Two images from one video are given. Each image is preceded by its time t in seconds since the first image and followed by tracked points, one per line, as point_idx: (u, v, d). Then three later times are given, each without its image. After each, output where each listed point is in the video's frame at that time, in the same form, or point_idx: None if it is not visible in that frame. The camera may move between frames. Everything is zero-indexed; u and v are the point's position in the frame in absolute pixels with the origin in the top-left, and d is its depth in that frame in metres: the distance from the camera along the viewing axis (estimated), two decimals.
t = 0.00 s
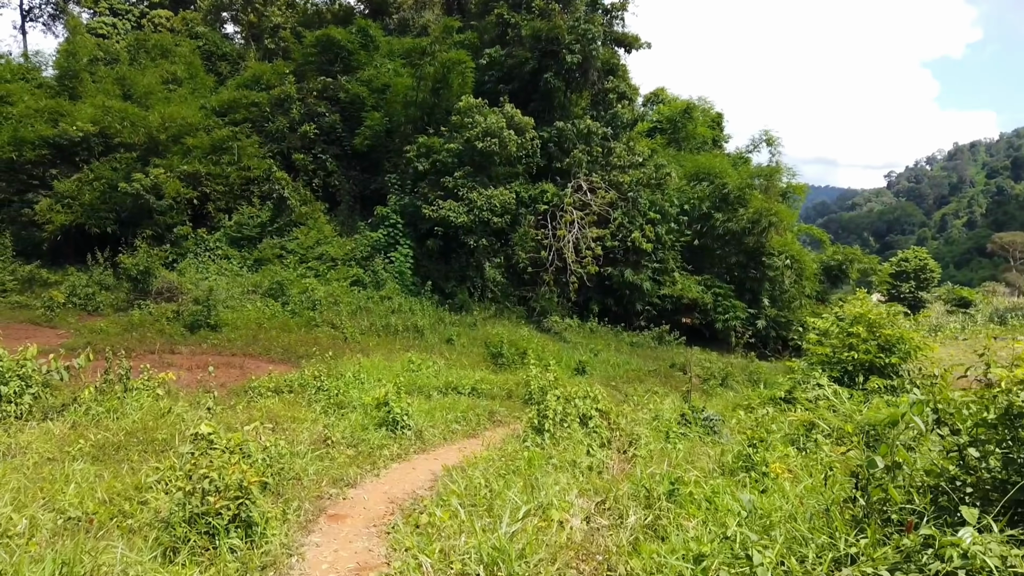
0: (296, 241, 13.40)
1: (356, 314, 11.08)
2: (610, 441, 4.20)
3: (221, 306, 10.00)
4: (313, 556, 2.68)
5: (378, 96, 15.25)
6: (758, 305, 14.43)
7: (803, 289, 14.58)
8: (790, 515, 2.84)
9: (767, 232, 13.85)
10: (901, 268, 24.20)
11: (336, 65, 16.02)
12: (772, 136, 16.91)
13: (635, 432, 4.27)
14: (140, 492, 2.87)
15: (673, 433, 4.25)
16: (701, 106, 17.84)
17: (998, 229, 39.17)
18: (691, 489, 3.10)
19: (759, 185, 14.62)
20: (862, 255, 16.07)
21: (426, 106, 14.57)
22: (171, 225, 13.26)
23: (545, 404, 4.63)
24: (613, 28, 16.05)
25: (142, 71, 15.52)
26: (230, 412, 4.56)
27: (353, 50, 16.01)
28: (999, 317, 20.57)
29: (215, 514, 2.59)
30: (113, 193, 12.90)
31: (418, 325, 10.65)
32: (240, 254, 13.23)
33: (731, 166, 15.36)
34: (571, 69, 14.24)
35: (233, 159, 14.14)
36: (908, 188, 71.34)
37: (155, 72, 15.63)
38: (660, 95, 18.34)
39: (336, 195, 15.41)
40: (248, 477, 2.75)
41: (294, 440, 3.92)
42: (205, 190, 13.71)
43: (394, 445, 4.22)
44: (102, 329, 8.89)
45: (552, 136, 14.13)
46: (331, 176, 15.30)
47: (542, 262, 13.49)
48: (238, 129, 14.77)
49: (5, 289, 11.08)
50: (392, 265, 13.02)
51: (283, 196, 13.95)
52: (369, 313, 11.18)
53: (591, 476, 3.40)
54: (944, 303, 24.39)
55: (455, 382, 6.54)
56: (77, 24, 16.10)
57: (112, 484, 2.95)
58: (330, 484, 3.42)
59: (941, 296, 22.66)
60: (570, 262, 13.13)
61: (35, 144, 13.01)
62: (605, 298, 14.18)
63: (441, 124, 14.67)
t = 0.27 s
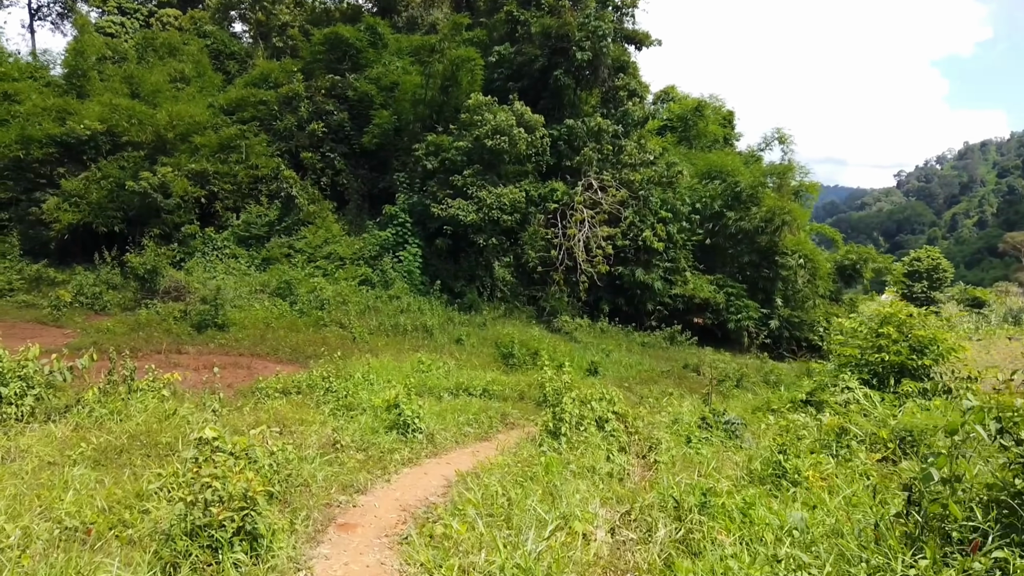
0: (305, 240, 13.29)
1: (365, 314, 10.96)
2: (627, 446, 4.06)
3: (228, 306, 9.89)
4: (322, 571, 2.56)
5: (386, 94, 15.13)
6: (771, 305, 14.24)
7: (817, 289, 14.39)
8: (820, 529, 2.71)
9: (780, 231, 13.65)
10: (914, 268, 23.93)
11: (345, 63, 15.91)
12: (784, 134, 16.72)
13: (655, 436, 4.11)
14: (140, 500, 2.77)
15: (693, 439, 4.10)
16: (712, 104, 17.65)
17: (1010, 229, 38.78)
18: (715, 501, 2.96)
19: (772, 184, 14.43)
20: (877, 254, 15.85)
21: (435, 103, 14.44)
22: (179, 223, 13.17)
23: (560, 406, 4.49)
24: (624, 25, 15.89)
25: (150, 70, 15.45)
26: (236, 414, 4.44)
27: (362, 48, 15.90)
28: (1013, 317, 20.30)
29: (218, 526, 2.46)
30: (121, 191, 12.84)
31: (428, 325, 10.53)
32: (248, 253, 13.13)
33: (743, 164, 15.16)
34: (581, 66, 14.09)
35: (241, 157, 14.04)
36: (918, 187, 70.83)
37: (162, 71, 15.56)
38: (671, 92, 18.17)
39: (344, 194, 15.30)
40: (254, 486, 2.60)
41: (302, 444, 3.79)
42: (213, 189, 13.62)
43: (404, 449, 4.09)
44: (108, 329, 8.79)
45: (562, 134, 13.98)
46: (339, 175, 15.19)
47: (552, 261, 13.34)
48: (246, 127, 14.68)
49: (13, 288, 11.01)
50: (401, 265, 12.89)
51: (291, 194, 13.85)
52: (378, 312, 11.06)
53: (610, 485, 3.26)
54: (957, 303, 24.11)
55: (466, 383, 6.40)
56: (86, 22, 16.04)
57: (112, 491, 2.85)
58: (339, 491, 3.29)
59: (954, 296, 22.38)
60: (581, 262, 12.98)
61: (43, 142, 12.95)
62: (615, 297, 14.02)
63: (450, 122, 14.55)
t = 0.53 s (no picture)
0: (312, 238, 13.18)
1: (373, 313, 10.82)
2: (647, 450, 3.94)
3: (235, 304, 9.79)
4: None
5: (395, 92, 15.00)
6: (783, 304, 14.06)
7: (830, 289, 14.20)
8: (854, 540, 2.59)
9: (793, 229, 13.46)
10: (925, 268, 23.66)
11: (352, 61, 15.79)
12: (796, 132, 16.52)
13: (677, 439, 3.98)
14: (144, 505, 2.70)
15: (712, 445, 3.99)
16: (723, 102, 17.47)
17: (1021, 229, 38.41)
18: (741, 510, 2.85)
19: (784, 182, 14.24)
20: (890, 254, 15.65)
21: (444, 101, 14.31)
22: (186, 222, 13.10)
23: (577, 407, 4.35)
24: (634, 21, 15.72)
25: (158, 67, 15.38)
26: (243, 414, 4.32)
27: (370, 45, 15.78)
28: None
29: (224, 536, 2.36)
30: (128, 189, 12.75)
31: (436, 324, 10.41)
32: (256, 252, 13.03)
33: (755, 162, 14.98)
34: (591, 63, 13.92)
35: (248, 155, 13.95)
36: (928, 187, 70.35)
37: (170, 68, 15.49)
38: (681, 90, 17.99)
39: (352, 192, 15.18)
40: (262, 493, 2.49)
41: (312, 446, 3.68)
42: (220, 187, 13.54)
43: (417, 451, 3.96)
44: (114, 327, 8.71)
45: (571, 132, 13.83)
46: (347, 173, 15.08)
47: (562, 260, 13.20)
48: (253, 125, 14.59)
49: (19, 286, 10.94)
50: (409, 263, 12.77)
51: (299, 192, 13.75)
52: (387, 311, 10.94)
53: (632, 492, 3.16)
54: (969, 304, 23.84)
55: (477, 383, 6.27)
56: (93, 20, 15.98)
57: (115, 495, 2.78)
58: (351, 495, 3.19)
59: (968, 295, 22.07)
60: (591, 260, 12.82)
61: (50, 140, 12.90)
62: (625, 296, 13.87)
63: (458, 120, 14.41)
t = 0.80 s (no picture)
0: (319, 238, 13.07)
1: (380, 313, 10.68)
2: (666, 458, 3.80)
3: (241, 304, 9.67)
4: None
5: (402, 90, 14.87)
6: (795, 305, 13.87)
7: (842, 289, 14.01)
8: (908, 563, 2.43)
9: (806, 229, 13.26)
10: (936, 268, 23.41)
11: (359, 59, 15.66)
12: (807, 130, 16.34)
13: (698, 446, 3.83)
14: (141, 517, 2.60)
15: (733, 453, 3.85)
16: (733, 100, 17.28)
17: None
18: (769, 526, 2.73)
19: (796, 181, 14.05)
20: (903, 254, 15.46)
21: (452, 99, 14.17)
22: (191, 221, 13.01)
23: (594, 412, 4.20)
24: (643, 19, 15.55)
25: (164, 65, 15.30)
26: (248, 419, 4.20)
27: (377, 43, 15.65)
28: None
29: (223, 557, 2.23)
30: (133, 188, 12.66)
31: (444, 325, 10.27)
32: (262, 251, 12.93)
33: (765, 161, 14.80)
34: (601, 61, 13.76)
35: (254, 154, 13.84)
36: (936, 186, 69.88)
37: (176, 66, 15.40)
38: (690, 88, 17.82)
39: (358, 191, 15.06)
40: (267, 510, 2.35)
41: (318, 453, 3.55)
42: (226, 186, 13.43)
43: (428, 458, 3.83)
44: (118, 327, 8.61)
45: (580, 130, 13.68)
46: (354, 172, 14.96)
47: (570, 260, 13.05)
48: (260, 124, 14.49)
49: (23, 285, 10.85)
50: (416, 263, 12.65)
51: (305, 191, 13.65)
52: (394, 311, 10.81)
53: (653, 506, 3.04)
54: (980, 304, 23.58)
55: (487, 386, 6.13)
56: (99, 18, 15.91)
57: (111, 506, 2.68)
58: (359, 506, 3.07)
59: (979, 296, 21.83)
60: (600, 260, 12.66)
61: (55, 138, 12.83)
62: (635, 297, 13.72)
63: (466, 118, 14.28)
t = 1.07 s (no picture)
0: (324, 236, 12.94)
1: (386, 312, 10.55)
2: (683, 462, 3.65)
3: (245, 302, 9.54)
4: None
5: (408, 87, 14.73)
6: (806, 304, 13.68)
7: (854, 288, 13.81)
8: None
9: (818, 226, 13.05)
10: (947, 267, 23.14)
11: (365, 56, 15.53)
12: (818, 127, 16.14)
13: (718, 450, 3.68)
14: (132, 524, 2.49)
15: (754, 456, 3.69)
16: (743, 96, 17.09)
17: None
18: (807, 537, 2.58)
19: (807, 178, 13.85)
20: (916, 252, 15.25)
21: (458, 96, 14.03)
22: (196, 219, 12.90)
23: (608, 412, 4.05)
24: (652, 15, 15.38)
25: (169, 63, 15.20)
26: (250, 419, 4.07)
27: (383, 39, 15.52)
28: None
29: (216, 570, 2.09)
30: (138, 186, 12.56)
31: (451, 324, 10.13)
32: (267, 250, 12.81)
33: (776, 158, 14.61)
34: (609, 57, 13.59)
35: (260, 151, 13.73)
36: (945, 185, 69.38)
37: (181, 63, 15.30)
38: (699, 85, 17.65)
39: (365, 189, 14.94)
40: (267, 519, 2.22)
41: (322, 454, 3.41)
42: (231, 183, 13.32)
43: (436, 460, 3.69)
44: (121, 326, 8.50)
45: (588, 127, 13.52)
46: (360, 170, 14.83)
47: (579, 258, 12.89)
48: (265, 121, 14.38)
49: (27, 284, 10.75)
50: (422, 261, 12.51)
51: (311, 189, 13.54)
52: (400, 310, 10.67)
53: (669, 516, 2.90)
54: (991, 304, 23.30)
55: (496, 385, 5.99)
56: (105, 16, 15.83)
57: (103, 512, 2.58)
58: (363, 510, 2.94)
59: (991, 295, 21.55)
60: (608, 259, 12.48)
61: (59, 135, 12.74)
62: (644, 295, 13.55)
63: (473, 115, 14.12)
